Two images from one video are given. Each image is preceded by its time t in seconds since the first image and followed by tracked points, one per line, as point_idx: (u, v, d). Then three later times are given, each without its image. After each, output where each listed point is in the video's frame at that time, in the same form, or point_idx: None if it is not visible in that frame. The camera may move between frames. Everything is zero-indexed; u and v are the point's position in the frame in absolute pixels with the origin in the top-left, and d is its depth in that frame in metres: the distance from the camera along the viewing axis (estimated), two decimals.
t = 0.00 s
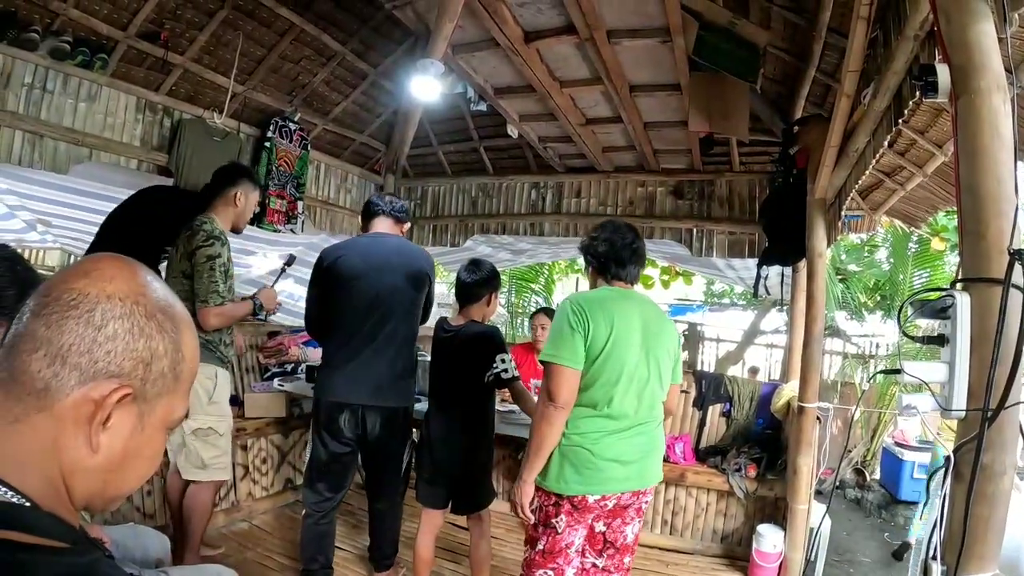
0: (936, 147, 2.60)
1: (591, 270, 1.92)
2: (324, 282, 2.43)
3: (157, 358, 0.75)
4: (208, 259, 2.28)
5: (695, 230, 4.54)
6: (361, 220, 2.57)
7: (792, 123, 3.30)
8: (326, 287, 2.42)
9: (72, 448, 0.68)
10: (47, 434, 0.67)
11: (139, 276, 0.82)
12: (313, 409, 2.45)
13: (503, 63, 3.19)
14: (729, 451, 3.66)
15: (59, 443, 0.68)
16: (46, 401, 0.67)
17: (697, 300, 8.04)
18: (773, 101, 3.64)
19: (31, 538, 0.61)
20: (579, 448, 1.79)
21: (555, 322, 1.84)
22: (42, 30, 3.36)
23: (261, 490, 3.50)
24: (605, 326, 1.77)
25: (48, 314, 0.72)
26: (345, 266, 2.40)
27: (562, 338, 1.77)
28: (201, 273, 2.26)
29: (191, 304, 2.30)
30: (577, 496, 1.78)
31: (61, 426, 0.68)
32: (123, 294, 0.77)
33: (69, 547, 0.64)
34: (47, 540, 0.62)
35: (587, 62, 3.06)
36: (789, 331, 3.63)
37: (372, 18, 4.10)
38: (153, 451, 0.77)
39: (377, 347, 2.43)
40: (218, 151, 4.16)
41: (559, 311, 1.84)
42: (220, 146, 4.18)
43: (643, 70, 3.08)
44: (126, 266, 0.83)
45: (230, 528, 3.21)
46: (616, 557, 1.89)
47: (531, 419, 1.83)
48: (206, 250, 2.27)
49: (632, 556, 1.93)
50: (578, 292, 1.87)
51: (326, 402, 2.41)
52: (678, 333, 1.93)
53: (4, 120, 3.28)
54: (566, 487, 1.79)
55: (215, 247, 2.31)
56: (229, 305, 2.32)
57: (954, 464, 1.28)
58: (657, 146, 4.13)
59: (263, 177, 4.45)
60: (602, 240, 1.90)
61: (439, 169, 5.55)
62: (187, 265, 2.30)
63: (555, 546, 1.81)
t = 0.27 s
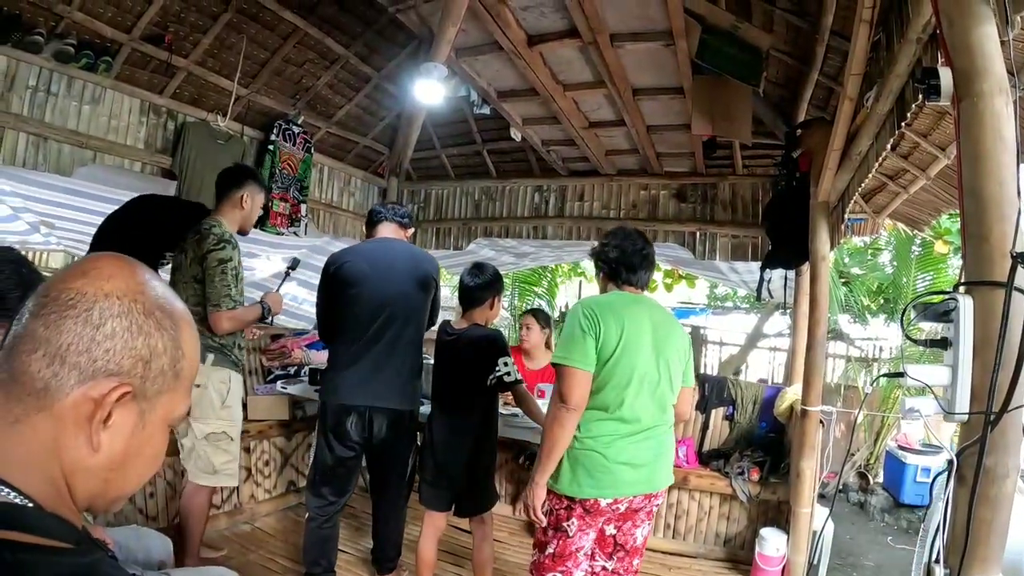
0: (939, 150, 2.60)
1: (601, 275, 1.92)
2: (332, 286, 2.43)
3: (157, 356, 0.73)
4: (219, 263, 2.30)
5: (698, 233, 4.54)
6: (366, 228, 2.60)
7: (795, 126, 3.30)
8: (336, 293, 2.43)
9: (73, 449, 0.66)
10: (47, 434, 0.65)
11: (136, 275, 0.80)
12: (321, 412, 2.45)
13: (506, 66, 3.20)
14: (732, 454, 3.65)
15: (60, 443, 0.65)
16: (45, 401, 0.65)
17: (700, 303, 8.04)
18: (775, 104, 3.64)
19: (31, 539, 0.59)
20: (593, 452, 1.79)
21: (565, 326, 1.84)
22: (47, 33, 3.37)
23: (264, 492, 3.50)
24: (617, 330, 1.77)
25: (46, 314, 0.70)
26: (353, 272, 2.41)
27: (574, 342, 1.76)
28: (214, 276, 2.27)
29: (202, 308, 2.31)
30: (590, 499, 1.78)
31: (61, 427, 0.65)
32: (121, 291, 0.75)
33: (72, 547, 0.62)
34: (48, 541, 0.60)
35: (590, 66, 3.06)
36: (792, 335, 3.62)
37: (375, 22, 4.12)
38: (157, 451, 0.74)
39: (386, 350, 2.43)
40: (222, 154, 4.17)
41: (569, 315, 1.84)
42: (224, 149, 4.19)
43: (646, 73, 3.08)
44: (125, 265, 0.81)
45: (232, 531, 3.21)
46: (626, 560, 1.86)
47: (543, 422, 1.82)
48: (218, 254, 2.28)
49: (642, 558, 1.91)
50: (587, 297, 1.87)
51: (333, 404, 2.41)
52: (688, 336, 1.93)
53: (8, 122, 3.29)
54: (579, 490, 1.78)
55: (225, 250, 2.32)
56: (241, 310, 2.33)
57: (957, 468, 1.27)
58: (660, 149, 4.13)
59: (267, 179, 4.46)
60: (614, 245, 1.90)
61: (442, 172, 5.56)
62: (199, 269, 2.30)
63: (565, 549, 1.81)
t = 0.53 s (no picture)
0: (942, 153, 2.59)
1: (612, 280, 1.92)
2: (338, 288, 2.45)
3: (124, 332, 0.68)
4: (228, 270, 2.35)
5: (702, 236, 4.53)
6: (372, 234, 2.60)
7: (798, 129, 3.30)
8: (342, 295, 2.44)
9: (52, 437, 0.64)
10: (23, 424, 0.63)
11: (115, 251, 0.76)
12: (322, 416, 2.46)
13: (510, 70, 3.20)
14: (736, 458, 3.64)
15: (38, 433, 0.64)
16: (18, 392, 0.63)
17: (704, 307, 8.03)
18: (778, 107, 3.64)
19: (24, 536, 0.59)
20: (606, 453, 1.78)
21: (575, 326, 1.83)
22: (52, 36, 3.40)
23: (267, 495, 3.50)
24: (628, 330, 1.77)
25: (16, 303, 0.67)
26: (360, 275, 2.41)
27: (586, 343, 1.76)
28: (223, 284, 2.33)
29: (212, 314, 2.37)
30: (603, 501, 1.78)
31: (36, 416, 0.64)
32: (90, 268, 0.70)
33: (72, 547, 0.62)
34: (40, 536, 0.60)
35: (594, 69, 3.06)
36: (796, 338, 3.62)
37: (379, 26, 4.11)
38: (145, 430, 0.70)
39: (386, 353, 2.42)
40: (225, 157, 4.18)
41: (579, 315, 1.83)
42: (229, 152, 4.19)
43: (650, 77, 3.08)
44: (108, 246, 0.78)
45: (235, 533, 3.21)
46: (633, 564, 1.88)
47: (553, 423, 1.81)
48: (225, 261, 2.33)
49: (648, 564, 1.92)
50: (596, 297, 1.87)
51: (335, 407, 2.41)
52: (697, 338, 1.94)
53: (12, 125, 3.29)
54: (593, 492, 1.78)
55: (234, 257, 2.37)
56: (248, 315, 2.40)
57: (961, 471, 1.27)
58: (663, 152, 4.13)
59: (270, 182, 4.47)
60: (626, 249, 1.90)
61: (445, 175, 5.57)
62: (208, 276, 2.36)
63: (575, 554, 1.80)
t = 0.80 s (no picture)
0: (945, 156, 2.59)
1: (616, 282, 1.92)
2: (339, 291, 2.45)
3: (31, 301, 0.66)
4: (237, 277, 2.46)
5: (705, 240, 4.51)
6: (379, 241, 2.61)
7: (801, 133, 3.30)
8: (344, 299, 2.43)
9: None
10: None
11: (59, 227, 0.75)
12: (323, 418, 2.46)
13: (514, 74, 3.20)
14: (739, 462, 3.64)
15: None
16: None
17: (707, 311, 8.03)
18: (781, 110, 3.63)
19: None
20: (616, 455, 1.78)
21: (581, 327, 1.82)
22: (56, 38, 3.40)
23: (269, 497, 3.50)
24: (636, 331, 1.77)
25: None
26: (362, 278, 2.41)
27: (596, 343, 1.74)
28: (231, 290, 2.44)
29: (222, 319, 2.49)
30: (614, 505, 1.77)
31: None
32: (17, 244, 0.69)
33: (54, 540, 0.67)
34: None
35: (597, 73, 3.07)
36: (799, 342, 3.61)
37: (382, 29, 4.10)
38: (73, 408, 0.67)
39: (385, 355, 2.42)
40: (227, 161, 4.22)
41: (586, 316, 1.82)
42: (231, 155, 4.25)
43: (653, 80, 3.08)
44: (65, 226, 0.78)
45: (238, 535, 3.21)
46: (638, 569, 1.86)
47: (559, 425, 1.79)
48: (234, 269, 2.45)
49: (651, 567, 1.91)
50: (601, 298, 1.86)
51: (335, 409, 2.42)
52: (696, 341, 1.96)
53: (16, 127, 3.31)
54: (604, 496, 1.77)
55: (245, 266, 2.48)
56: (256, 321, 2.50)
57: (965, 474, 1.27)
58: (666, 156, 4.14)
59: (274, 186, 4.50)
60: (633, 254, 1.89)
61: (449, 179, 5.57)
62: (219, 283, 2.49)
63: (586, 561, 1.81)
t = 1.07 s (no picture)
0: (955, 161, 2.57)
1: (625, 282, 1.90)
2: (352, 296, 2.47)
3: (69, 321, 0.66)
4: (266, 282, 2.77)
5: (714, 246, 4.50)
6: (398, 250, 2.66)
7: (810, 139, 3.29)
8: (356, 303, 2.45)
9: (14, 432, 0.65)
10: None
11: (74, 234, 0.73)
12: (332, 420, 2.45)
13: (524, 81, 3.21)
14: (748, 469, 3.62)
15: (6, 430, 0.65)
16: None
17: (717, 317, 8.00)
18: (790, 116, 3.63)
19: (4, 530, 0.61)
20: (629, 466, 1.77)
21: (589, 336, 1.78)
22: (68, 44, 3.44)
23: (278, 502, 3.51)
24: (647, 340, 1.75)
25: None
26: (374, 282, 2.42)
27: (608, 354, 1.72)
28: (258, 292, 2.76)
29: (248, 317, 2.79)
30: (630, 517, 1.77)
31: None
32: (36, 253, 0.68)
33: (65, 541, 0.66)
34: (22, 530, 0.63)
35: (606, 79, 3.07)
36: (808, 349, 3.60)
37: (392, 36, 4.12)
38: (109, 421, 0.69)
39: (394, 361, 2.41)
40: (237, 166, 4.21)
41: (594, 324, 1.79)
42: (241, 161, 4.23)
43: (662, 87, 3.08)
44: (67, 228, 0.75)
45: (246, 540, 3.22)
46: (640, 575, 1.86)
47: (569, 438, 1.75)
48: (264, 272, 2.77)
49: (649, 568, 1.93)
50: (606, 305, 1.84)
51: (345, 413, 2.41)
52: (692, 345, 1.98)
53: (28, 132, 3.34)
54: (620, 508, 1.76)
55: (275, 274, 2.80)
56: (276, 322, 2.78)
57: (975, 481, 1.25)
58: (675, 162, 4.14)
59: (283, 192, 4.45)
60: (636, 253, 1.89)
61: (458, 186, 5.58)
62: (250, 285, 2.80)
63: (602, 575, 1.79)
